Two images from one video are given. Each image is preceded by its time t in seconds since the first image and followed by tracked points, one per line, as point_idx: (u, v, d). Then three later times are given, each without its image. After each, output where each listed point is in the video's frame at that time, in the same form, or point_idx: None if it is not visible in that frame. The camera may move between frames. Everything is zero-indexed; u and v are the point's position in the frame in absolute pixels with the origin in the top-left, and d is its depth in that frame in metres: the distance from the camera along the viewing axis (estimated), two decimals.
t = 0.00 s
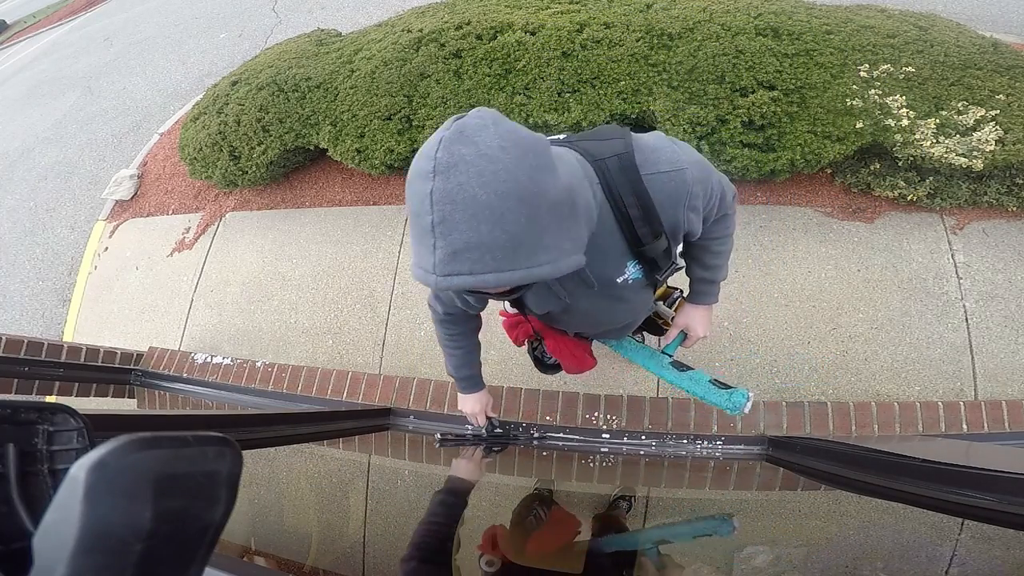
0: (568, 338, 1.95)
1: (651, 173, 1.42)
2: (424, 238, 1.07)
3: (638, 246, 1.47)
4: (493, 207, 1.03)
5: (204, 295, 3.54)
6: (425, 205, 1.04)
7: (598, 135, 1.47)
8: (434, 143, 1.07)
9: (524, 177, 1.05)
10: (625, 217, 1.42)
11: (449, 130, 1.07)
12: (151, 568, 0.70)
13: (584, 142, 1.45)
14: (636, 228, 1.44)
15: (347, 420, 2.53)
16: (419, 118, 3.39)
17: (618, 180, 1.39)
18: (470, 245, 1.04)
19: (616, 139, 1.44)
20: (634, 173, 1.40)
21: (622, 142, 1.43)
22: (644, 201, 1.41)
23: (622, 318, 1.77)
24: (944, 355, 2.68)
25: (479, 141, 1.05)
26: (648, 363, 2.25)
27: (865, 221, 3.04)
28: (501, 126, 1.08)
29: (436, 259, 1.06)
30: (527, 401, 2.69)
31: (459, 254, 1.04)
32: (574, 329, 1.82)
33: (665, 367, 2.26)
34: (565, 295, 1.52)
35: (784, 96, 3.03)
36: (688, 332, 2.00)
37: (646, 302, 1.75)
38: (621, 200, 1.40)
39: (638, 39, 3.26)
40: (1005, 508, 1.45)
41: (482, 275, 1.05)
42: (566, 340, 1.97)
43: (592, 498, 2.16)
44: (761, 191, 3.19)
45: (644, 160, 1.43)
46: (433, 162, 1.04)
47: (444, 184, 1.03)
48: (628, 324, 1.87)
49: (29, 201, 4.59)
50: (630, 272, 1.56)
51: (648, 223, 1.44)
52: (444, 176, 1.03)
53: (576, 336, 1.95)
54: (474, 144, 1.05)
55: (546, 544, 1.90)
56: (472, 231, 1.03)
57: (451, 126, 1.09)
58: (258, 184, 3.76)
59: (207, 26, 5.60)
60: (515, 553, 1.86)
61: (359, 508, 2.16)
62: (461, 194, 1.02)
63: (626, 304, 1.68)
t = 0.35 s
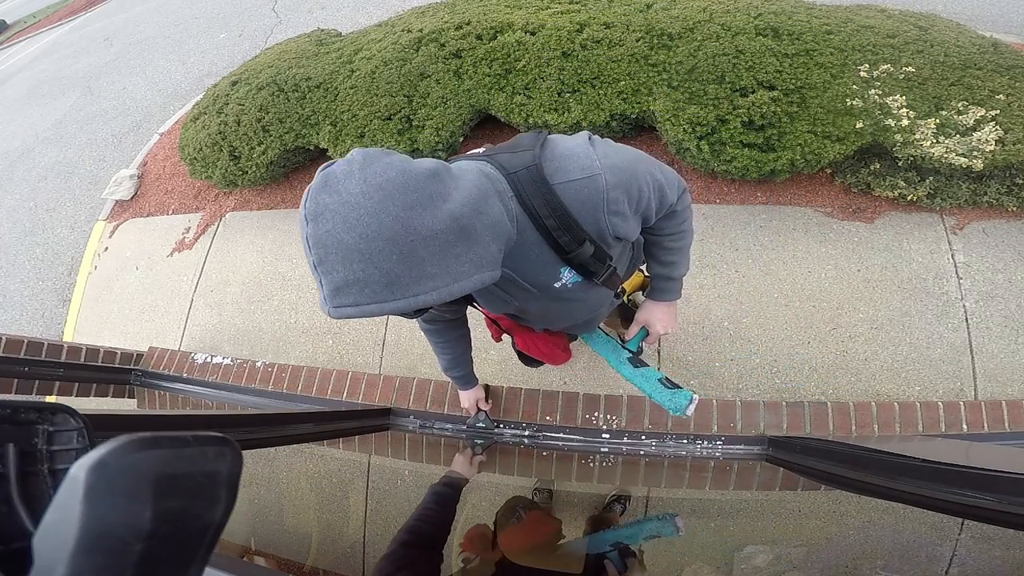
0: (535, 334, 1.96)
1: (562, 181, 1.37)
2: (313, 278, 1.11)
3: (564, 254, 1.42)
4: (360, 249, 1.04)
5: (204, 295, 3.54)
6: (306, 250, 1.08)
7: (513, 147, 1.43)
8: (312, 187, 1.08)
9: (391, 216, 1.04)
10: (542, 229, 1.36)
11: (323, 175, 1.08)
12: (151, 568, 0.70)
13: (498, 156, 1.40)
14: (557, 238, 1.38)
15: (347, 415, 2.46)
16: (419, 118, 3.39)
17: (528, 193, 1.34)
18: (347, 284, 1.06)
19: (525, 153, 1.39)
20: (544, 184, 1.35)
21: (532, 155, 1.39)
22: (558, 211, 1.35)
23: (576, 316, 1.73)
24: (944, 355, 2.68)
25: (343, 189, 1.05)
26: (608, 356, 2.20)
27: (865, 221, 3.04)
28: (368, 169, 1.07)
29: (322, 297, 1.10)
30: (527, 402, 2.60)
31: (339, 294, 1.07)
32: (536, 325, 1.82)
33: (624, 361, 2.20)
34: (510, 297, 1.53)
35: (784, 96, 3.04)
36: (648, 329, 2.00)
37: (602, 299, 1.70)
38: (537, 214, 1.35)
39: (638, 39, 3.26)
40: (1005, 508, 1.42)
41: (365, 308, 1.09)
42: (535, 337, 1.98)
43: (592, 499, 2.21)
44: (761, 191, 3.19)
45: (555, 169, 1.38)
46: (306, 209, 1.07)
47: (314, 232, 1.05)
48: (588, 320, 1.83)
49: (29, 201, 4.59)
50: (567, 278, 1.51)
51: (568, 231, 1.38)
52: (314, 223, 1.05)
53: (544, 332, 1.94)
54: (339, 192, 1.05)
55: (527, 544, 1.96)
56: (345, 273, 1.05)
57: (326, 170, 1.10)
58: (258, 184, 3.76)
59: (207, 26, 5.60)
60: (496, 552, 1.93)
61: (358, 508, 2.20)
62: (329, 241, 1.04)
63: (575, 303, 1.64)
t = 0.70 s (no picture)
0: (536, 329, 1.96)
1: (570, 165, 1.38)
2: (337, 260, 1.09)
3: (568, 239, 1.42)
4: (389, 223, 1.03)
5: (204, 295, 3.53)
6: (330, 230, 1.06)
7: (521, 131, 1.43)
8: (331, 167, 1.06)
9: (418, 189, 1.04)
10: (549, 212, 1.37)
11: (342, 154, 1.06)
12: (151, 568, 0.70)
13: (504, 139, 1.41)
14: (563, 221, 1.39)
15: (347, 416, 2.49)
16: (419, 118, 3.39)
17: (536, 174, 1.35)
18: (376, 261, 1.05)
19: (533, 135, 1.40)
20: (551, 167, 1.36)
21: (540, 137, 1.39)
22: (566, 194, 1.36)
23: (577, 308, 1.72)
24: (944, 355, 2.68)
25: (367, 164, 1.04)
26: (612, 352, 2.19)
27: (865, 221, 3.04)
28: (389, 144, 1.07)
29: (349, 277, 1.08)
30: (527, 401, 2.63)
31: (367, 272, 1.06)
32: (540, 318, 1.82)
33: (629, 358, 2.20)
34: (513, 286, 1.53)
35: (784, 96, 3.04)
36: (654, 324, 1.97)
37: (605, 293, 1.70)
38: (544, 196, 1.36)
39: (638, 39, 3.26)
40: (1005, 508, 1.42)
41: (395, 286, 1.07)
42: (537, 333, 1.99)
43: (592, 499, 2.20)
44: (761, 191, 3.19)
45: (562, 154, 1.39)
46: (329, 189, 1.04)
47: (340, 210, 1.03)
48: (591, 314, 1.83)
49: (29, 201, 4.59)
50: (573, 266, 1.51)
51: (574, 215, 1.38)
52: (339, 201, 1.03)
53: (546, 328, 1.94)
54: (362, 168, 1.04)
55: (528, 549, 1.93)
56: (374, 249, 1.04)
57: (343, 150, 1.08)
58: (258, 184, 3.76)
59: (207, 26, 5.60)
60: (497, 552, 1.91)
61: (358, 508, 2.20)
62: (357, 218, 1.02)
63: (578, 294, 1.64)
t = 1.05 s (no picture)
0: (582, 326, 1.90)
1: (682, 164, 1.42)
2: (522, 239, 1.05)
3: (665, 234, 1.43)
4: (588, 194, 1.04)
5: (204, 295, 3.54)
6: (519, 204, 1.04)
7: (628, 125, 1.48)
8: (508, 144, 1.06)
9: (607, 163, 1.07)
10: (656, 203, 1.38)
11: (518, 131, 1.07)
12: (152, 568, 0.70)
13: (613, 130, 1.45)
14: (665, 215, 1.40)
15: (348, 416, 2.48)
16: (419, 118, 3.39)
17: (652, 167, 1.38)
18: (572, 235, 1.04)
19: (646, 127, 1.44)
20: (667, 162, 1.39)
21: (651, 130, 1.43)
22: (677, 189, 1.39)
23: (642, 314, 1.66)
24: (944, 355, 2.68)
25: (555, 135, 1.06)
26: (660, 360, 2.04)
27: (865, 221, 3.04)
28: (566, 116, 1.10)
29: (540, 256, 1.05)
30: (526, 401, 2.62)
31: (564, 247, 1.04)
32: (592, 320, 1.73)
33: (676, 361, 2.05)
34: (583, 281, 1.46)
35: (784, 96, 3.04)
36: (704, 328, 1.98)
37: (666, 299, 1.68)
38: (655, 187, 1.38)
39: (638, 39, 3.26)
40: (1005, 509, 1.41)
41: (585, 264, 1.06)
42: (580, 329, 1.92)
43: (591, 500, 2.21)
44: (761, 191, 3.19)
45: (677, 151, 1.43)
46: (520, 161, 1.04)
47: (536, 181, 1.02)
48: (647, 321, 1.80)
49: (29, 201, 4.59)
50: (657, 264, 1.48)
51: (679, 210, 1.40)
52: (534, 173, 1.03)
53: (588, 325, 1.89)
54: (552, 138, 1.05)
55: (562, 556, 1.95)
56: (572, 220, 1.03)
57: (518, 125, 1.08)
58: (258, 184, 3.76)
59: (207, 26, 5.60)
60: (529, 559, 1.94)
61: (358, 508, 2.24)
62: (556, 189, 1.02)
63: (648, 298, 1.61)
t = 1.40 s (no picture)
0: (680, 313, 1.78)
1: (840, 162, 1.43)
2: (834, 239, 0.95)
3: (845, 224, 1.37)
4: (905, 198, 0.98)
5: (204, 295, 3.53)
6: (845, 204, 0.93)
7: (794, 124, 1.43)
8: (839, 138, 0.95)
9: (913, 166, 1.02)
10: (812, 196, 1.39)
11: (840, 126, 0.96)
12: (151, 568, 0.70)
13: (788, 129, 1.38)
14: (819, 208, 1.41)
15: (347, 416, 2.47)
16: (419, 118, 3.39)
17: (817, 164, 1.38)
18: (885, 238, 0.97)
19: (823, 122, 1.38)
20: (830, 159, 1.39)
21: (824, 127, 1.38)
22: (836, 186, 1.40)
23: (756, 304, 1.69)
24: (944, 355, 2.68)
25: (876, 133, 0.98)
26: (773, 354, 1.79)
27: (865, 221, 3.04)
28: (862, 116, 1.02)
29: (851, 259, 0.96)
30: (527, 401, 2.67)
31: (873, 251, 0.97)
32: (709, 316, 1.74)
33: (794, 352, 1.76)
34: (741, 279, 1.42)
35: (784, 96, 3.04)
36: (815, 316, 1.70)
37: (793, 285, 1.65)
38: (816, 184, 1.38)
39: (637, 39, 3.26)
40: (1005, 508, 1.41)
41: (887, 270, 1.00)
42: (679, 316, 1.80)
43: (591, 499, 2.20)
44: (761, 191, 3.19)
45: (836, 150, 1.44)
46: (853, 158, 0.94)
47: (870, 181, 0.93)
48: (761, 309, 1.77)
49: (29, 201, 4.59)
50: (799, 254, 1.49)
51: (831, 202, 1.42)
52: (868, 172, 0.93)
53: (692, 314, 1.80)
54: (876, 137, 0.97)
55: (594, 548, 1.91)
56: (889, 224, 0.96)
57: (837, 119, 0.98)
58: (258, 184, 3.76)
59: (207, 26, 5.60)
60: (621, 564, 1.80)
61: (358, 507, 2.25)
62: (887, 189, 0.95)
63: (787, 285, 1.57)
